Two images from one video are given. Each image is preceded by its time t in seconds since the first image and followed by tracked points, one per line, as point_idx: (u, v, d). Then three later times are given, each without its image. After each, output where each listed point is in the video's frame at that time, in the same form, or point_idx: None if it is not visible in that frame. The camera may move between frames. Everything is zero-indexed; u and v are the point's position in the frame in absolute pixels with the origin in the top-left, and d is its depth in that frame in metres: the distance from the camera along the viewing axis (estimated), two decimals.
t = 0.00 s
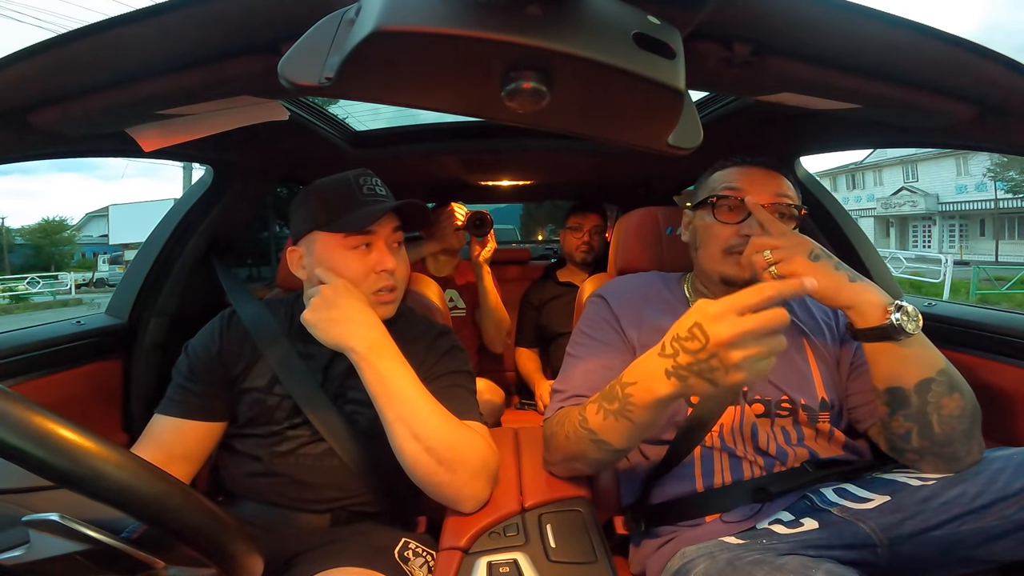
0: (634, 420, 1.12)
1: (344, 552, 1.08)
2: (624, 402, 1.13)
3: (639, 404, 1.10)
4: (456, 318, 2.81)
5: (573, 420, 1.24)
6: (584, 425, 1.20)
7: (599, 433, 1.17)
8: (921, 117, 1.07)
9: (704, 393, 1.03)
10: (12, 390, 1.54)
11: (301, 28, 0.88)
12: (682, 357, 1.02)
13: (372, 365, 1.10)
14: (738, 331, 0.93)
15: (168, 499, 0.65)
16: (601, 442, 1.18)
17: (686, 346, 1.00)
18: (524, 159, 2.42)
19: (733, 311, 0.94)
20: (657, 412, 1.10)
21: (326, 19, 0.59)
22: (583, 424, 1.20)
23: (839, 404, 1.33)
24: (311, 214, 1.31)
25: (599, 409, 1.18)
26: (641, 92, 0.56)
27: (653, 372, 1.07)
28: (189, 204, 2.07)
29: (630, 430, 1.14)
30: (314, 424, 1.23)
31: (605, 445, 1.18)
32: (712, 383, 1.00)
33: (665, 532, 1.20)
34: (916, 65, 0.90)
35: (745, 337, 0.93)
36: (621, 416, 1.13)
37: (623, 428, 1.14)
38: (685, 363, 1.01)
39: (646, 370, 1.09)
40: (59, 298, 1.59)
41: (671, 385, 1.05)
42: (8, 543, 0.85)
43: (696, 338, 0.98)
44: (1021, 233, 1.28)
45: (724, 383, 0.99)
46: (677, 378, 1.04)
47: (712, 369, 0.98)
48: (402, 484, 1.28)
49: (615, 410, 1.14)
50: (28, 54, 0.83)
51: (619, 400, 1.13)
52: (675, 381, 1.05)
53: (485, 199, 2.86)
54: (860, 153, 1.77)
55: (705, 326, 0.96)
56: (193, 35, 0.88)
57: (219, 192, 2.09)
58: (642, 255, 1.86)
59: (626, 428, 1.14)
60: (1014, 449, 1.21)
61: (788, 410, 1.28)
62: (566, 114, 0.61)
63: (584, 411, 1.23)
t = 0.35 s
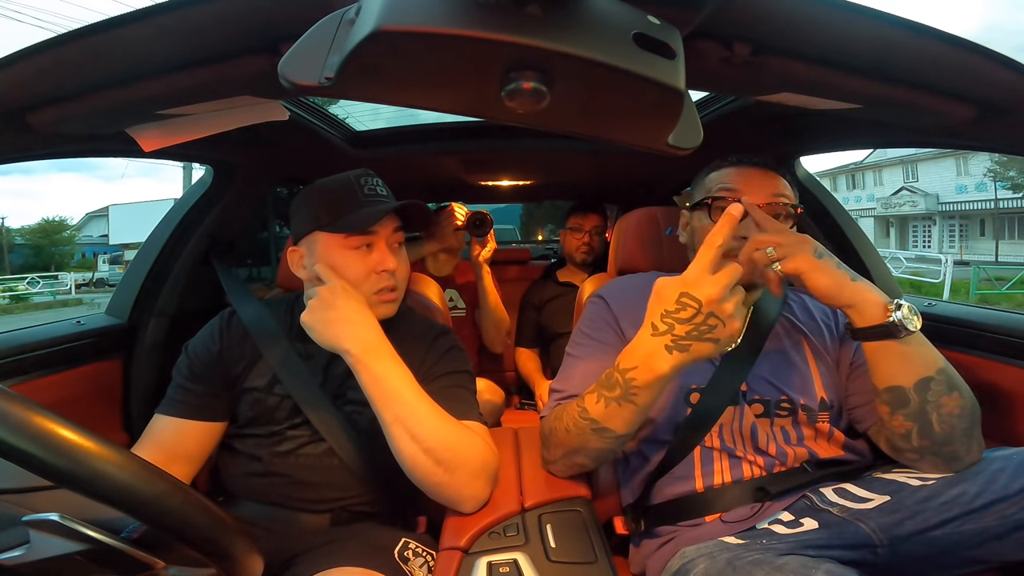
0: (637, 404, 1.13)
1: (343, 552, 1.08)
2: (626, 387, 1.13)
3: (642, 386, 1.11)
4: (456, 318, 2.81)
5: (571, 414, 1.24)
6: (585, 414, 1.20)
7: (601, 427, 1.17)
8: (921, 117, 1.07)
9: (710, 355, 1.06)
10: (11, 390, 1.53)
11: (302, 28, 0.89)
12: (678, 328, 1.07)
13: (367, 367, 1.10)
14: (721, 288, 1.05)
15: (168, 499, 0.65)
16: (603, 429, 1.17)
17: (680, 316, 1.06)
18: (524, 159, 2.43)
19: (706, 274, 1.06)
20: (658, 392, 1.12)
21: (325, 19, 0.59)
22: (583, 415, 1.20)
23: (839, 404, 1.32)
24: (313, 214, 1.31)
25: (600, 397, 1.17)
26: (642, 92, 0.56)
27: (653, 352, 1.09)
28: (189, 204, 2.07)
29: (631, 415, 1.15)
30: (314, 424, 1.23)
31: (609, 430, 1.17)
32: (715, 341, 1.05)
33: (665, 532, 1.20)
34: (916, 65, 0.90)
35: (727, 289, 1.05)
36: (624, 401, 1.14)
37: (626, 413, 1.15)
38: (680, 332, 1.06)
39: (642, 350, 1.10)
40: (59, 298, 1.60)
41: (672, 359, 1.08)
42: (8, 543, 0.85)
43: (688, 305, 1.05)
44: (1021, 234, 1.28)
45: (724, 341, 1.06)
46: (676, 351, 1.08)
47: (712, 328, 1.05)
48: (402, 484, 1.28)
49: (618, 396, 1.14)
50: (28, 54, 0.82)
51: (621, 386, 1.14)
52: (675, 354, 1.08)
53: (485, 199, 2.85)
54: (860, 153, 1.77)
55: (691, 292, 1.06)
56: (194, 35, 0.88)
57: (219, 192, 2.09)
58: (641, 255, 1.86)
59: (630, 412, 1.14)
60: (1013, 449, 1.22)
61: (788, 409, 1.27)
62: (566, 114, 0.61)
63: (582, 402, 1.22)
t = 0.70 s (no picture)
0: (643, 414, 1.13)
1: (343, 552, 1.08)
2: (631, 398, 1.13)
3: (647, 397, 1.11)
4: (456, 317, 2.81)
5: (574, 418, 1.25)
6: (588, 421, 1.20)
7: (603, 432, 1.18)
8: (921, 117, 1.07)
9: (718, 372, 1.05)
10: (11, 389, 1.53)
11: (301, 28, 0.89)
12: (686, 345, 1.04)
13: (364, 368, 1.09)
14: (734, 305, 1.00)
15: (167, 499, 0.65)
16: (606, 436, 1.18)
17: (687, 334, 1.03)
18: (524, 159, 2.43)
19: (720, 289, 1.00)
20: (665, 402, 1.12)
21: (325, 19, 0.59)
22: (587, 422, 1.20)
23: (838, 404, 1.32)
24: (312, 215, 1.30)
25: (603, 406, 1.18)
26: (641, 92, 0.56)
27: (660, 365, 1.08)
28: (189, 204, 2.07)
29: (636, 423, 1.15)
30: (314, 424, 1.23)
31: (611, 438, 1.18)
32: (724, 358, 1.03)
33: (665, 532, 1.21)
34: (915, 65, 0.90)
35: (741, 307, 1.00)
36: (628, 411, 1.14)
37: (631, 422, 1.15)
38: (688, 349, 1.04)
39: (649, 363, 1.09)
40: (59, 298, 1.60)
41: (680, 373, 1.07)
42: (7, 544, 0.85)
43: (696, 324, 1.01)
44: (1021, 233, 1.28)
45: (734, 356, 1.03)
46: (684, 367, 1.06)
47: (721, 345, 1.02)
48: (402, 484, 1.28)
49: (622, 406, 1.14)
50: (28, 54, 0.82)
51: (626, 397, 1.13)
52: (683, 369, 1.06)
53: (485, 199, 2.85)
54: (860, 152, 1.77)
55: (701, 310, 1.01)
56: (194, 35, 0.88)
57: (219, 192, 2.09)
58: (641, 255, 1.86)
59: (635, 421, 1.15)
60: (1013, 449, 1.21)
61: (788, 410, 1.27)
62: (566, 114, 0.61)
63: (585, 408, 1.23)
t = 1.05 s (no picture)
0: (643, 403, 1.13)
1: (343, 551, 1.08)
2: (632, 386, 1.12)
3: (648, 385, 1.10)
4: (456, 318, 2.82)
5: (575, 414, 1.24)
6: (590, 414, 1.20)
7: (605, 426, 1.17)
8: (921, 117, 1.07)
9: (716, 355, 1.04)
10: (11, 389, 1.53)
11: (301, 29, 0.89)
12: (684, 329, 1.05)
13: (365, 367, 1.09)
14: (729, 287, 1.01)
15: (167, 500, 0.65)
16: (607, 430, 1.18)
17: (685, 317, 1.04)
18: (524, 159, 2.43)
19: (714, 273, 1.03)
20: (665, 391, 1.11)
21: (326, 19, 0.59)
22: (589, 417, 1.19)
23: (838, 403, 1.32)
24: (311, 216, 1.30)
25: (604, 396, 1.18)
26: (642, 92, 0.56)
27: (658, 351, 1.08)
28: (189, 204, 2.07)
29: (638, 413, 1.14)
30: (314, 424, 1.23)
31: (614, 431, 1.17)
32: (721, 341, 1.03)
33: (665, 532, 1.21)
34: (915, 65, 0.90)
35: (735, 290, 1.01)
36: (629, 400, 1.14)
37: (631, 411, 1.15)
38: (686, 333, 1.04)
39: (649, 349, 1.10)
40: (59, 298, 1.60)
41: (678, 359, 1.07)
42: (7, 544, 0.85)
43: (692, 307, 1.02)
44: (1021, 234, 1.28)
45: (732, 340, 1.03)
46: (682, 352, 1.06)
47: (718, 328, 1.02)
48: (402, 484, 1.28)
49: (622, 395, 1.14)
50: (29, 54, 0.83)
51: (627, 385, 1.13)
52: (681, 354, 1.06)
53: (484, 199, 2.85)
54: (860, 152, 1.77)
55: (697, 292, 1.02)
56: (194, 35, 0.88)
57: (219, 192, 2.09)
58: (641, 256, 1.86)
59: (637, 412, 1.15)
60: (1013, 449, 1.21)
61: (787, 409, 1.27)
62: (567, 114, 0.61)
63: (586, 403, 1.22)
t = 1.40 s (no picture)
0: (644, 408, 1.13)
1: (343, 551, 1.08)
2: (634, 391, 1.13)
3: (649, 390, 1.11)
4: (456, 318, 2.82)
5: (575, 415, 1.24)
6: (590, 417, 1.20)
7: (605, 430, 1.18)
8: (921, 117, 1.07)
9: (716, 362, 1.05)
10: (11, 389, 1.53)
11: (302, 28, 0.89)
12: (684, 338, 1.04)
13: (367, 367, 1.10)
14: (731, 296, 0.98)
15: (168, 499, 0.65)
16: (607, 433, 1.18)
17: (684, 327, 1.03)
18: (524, 159, 2.43)
19: (714, 281, 0.99)
20: (665, 395, 1.12)
21: (326, 19, 0.59)
22: (589, 419, 1.20)
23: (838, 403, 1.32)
24: (311, 217, 1.31)
25: (605, 401, 1.18)
26: (643, 92, 0.56)
27: (660, 357, 1.08)
28: (189, 204, 2.07)
29: (638, 417, 1.15)
30: (314, 424, 1.23)
31: (614, 434, 1.18)
32: (721, 350, 1.03)
33: (665, 531, 1.21)
34: (916, 65, 0.90)
35: (737, 299, 0.99)
36: (630, 405, 1.14)
37: (631, 416, 1.15)
38: (688, 342, 1.04)
39: (649, 355, 1.09)
40: (59, 298, 1.60)
41: (680, 366, 1.07)
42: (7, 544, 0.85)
43: (692, 317, 1.01)
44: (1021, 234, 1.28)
45: (734, 346, 1.03)
46: (684, 359, 1.06)
47: (719, 337, 1.01)
48: (402, 484, 1.28)
49: (624, 400, 1.14)
50: (28, 54, 0.82)
51: (628, 389, 1.13)
52: (682, 361, 1.06)
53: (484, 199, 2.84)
54: (861, 152, 1.77)
55: (697, 303, 1.00)
56: (194, 36, 0.88)
57: (218, 192, 2.09)
58: (640, 256, 1.86)
59: (638, 416, 1.15)
60: (1013, 449, 1.21)
61: (788, 409, 1.27)
62: (567, 114, 0.60)
63: (586, 405, 1.22)
